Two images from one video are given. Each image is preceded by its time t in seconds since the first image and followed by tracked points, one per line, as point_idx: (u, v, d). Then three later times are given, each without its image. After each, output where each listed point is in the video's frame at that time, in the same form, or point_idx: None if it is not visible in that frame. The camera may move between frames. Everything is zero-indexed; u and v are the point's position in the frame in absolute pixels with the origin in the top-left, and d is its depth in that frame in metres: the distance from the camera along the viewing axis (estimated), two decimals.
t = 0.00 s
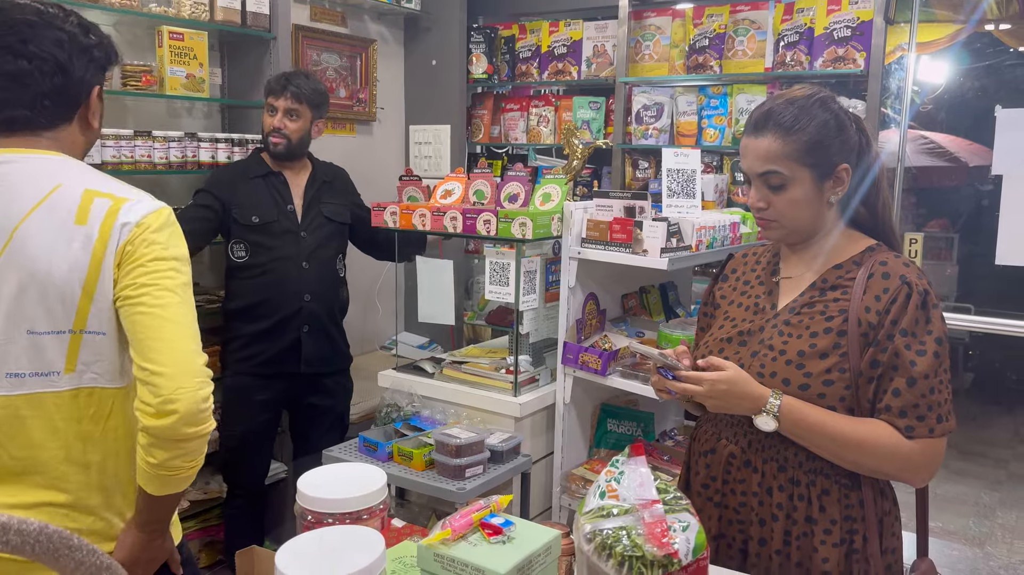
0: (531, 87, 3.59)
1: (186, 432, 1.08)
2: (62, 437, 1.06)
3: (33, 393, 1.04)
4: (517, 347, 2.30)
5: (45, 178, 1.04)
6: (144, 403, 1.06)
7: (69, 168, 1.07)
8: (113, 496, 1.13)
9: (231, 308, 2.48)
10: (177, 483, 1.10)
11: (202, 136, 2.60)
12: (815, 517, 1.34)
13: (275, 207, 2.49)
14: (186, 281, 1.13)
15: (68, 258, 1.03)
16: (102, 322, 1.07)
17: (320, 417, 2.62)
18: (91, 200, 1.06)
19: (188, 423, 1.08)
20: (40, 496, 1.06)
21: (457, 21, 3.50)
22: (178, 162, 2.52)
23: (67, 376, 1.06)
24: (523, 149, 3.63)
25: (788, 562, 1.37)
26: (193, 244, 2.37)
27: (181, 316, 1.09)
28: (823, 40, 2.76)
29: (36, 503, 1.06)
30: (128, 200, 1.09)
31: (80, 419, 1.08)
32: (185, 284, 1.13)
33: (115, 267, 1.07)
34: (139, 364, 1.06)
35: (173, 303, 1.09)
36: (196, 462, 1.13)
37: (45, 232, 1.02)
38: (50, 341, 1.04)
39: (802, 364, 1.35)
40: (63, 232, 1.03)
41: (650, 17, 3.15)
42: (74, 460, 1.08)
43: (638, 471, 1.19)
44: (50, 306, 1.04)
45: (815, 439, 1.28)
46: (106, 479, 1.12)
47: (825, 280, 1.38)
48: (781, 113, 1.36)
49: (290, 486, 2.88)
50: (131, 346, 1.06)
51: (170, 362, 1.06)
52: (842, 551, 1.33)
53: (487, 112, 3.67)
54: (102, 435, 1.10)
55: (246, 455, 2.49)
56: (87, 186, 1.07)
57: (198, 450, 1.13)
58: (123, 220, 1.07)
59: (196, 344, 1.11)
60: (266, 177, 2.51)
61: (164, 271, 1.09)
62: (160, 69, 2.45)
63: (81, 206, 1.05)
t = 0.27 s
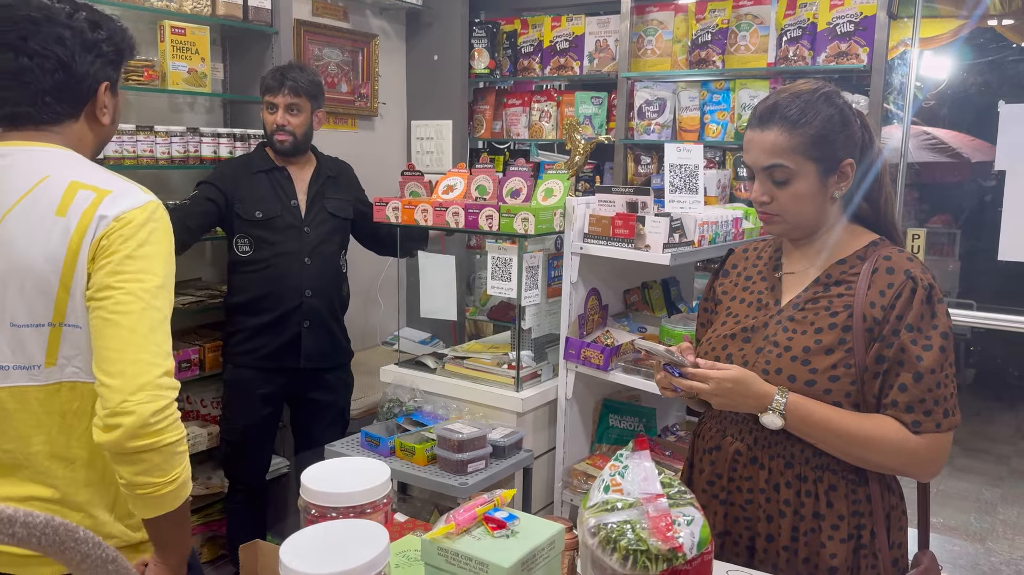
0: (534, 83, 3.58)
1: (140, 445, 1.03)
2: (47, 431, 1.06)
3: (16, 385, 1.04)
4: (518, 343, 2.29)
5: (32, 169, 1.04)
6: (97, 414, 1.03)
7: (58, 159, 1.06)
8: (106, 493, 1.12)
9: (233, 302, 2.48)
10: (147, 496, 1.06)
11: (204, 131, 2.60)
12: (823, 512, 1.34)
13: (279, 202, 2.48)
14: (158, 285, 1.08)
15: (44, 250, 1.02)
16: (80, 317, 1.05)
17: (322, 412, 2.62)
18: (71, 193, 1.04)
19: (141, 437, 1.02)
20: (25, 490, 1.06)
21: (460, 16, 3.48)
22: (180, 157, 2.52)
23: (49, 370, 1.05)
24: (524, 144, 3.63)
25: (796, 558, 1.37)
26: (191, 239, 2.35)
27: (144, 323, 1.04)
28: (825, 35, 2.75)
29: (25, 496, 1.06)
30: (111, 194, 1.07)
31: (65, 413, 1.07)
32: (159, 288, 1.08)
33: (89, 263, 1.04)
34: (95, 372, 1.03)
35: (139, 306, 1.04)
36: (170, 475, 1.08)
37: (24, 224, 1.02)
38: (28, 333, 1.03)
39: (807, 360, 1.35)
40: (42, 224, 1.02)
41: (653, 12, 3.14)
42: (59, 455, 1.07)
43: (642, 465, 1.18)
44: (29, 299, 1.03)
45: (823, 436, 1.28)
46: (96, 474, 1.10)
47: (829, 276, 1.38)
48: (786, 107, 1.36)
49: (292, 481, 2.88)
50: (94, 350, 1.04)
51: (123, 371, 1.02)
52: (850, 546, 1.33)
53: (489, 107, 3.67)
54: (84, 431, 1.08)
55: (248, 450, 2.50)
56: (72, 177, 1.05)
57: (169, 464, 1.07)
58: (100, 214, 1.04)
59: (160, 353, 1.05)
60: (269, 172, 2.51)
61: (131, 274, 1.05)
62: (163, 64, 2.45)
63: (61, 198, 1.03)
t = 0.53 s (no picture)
0: (536, 78, 3.57)
1: (126, 457, 1.03)
2: (48, 422, 1.06)
3: (19, 376, 1.05)
4: (519, 338, 2.29)
5: (37, 163, 1.04)
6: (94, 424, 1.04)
7: (62, 153, 1.05)
8: (110, 485, 1.12)
9: (238, 298, 2.47)
10: (139, 503, 1.06)
11: (206, 126, 2.60)
12: (838, 509, 1.35)
13: (283, 197, 2.49)
14: (154, 295, 1.07)
15: (40, 247, 1.02)
16: (75, 314, 1.04)
17: (325, 408, 2.62)
18: (69, 191, 1.03)
19: (126, 449, 1.03)
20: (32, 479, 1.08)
21: (462, 12, 3.49)
22: (182, 152, 2.52)
23: (48, 363, 1.05)
24: (526, 140, 3.62)
25: (812, 556, 1.37)
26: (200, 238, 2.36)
27: (137, 336, 1.04)
28: (828, 30, 2.75)
29: (30, 485, 1.07)
30: (109, 193, 1.05)
31: (64, 405, 1.07)
32: (155, 297, 1.07)
33: (84, 263, 1.03)
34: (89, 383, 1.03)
35: (130, 318, 1.03)
36: (163, 485, 1.07)
37: (23, 220, 1.02)
38: (26, 328, 1.04)
39: (819, 358, 1.34)
40: (41, 220, 1.02)
41: (655, 7, 3.13)
42: (61, 447, 1.07)
43: (643, 457, 1.17)
44: (27, 294, 1.03)
45: (840, 435, 1.28)
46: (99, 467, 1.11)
47: (837, 272, 1.38)
48: (793, 103, 1.36)
49: (294, 476, 2.88)
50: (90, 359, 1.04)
51: (112, 382, 1.03)
52: (866, 542, 1.34)
53: (491, 102, 3.66)
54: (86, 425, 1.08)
55: (250, 445, 2.50)
56: (71, 172, 1.04)
57: (161, 474, 1.07)
58: (96, 213, 1.03)
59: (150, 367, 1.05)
60: (272, 168, 2.51)
61: (125, 283, 1.03)
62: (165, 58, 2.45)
63: (59, 194, 1.02)
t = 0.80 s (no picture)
0: (537, 75, 3.58)
1: (154, 452, 1.04)
2: (68, 416, 1.07)
3: (40, 371, 1.05)
4: (521, 335, 2.30)
5: (56, 161, 1.05)
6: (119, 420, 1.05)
7: (81, 151, 1.06)
8: (129, 478, 1.12)
9: (242, 296, 2.48)
10: (165, 496, 1.08)
11: (207, 122, 2.60)
12: (842, 507, 1.34)
13: (287, 194, 2.49)
14: (177, 292, 1.08)
15: (62, 245, 1.02)
16: (93, 311, 1.05)
17: (327, 405, 2.63)
18: (90, 190, 1.03)
19: (153, 444, 1.04)
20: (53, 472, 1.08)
21: (463, 9, 3.49)
22: (183, 149, 2.53)
23: (68, 358, 1.06)
24: (528, 137, 3.62)
25: (817, 555, 1.37)
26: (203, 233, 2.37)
27: (161, 334, 1.05)
28: (830, 27, 2.74)
29: (51, 477, 1.08)
30: (129, 191, 1.05)
31: (84, 399, 1.07)
32: (177, 295, 1.08)
33: (105, 262, 1.04)
34: (114, 381, 1.04)
35: (154, 316, 1.04)
36: (188, 479, 1.09)
37: (44, 219, 1.03)
38: (48, 323, 1.04)
39: (822, 357, 1.34)
40: (62, 218, 1.03)
41: (656, 4, 3.13)
42: (81, 440, 1.08)
43: (642, 452, 1.18)
44: (47, 290, 1.04)
45: (844, 434, 1.27)
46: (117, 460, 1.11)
47: (839, 270, 1.38)
48: (797, 97, 1.35)
49: (296, 472, 2.89)
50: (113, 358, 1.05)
51: (138, 380, 1.04)
52: (870, 540, 1.34)
53: (492, 99, 3.66)
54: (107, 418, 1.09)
55: (252, 441, 2.51)
56: (90, 170, 1.05)
57: (187, 468, 1.08)
58: (117, 212, 1.03)
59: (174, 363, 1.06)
60: (276, 165, 2.51)
61: (148, 281, 1.04)
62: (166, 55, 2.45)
63: (79, 193, 1.03)
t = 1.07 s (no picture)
0: (538, 76, 3.58)
1: (192, 447, 1.07)
2: (92, 415, 1.08)
3: (63, 371, 1.06)
4: (523, 335, 2.30)
5: (76, 164, 1.05)
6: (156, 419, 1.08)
7: (99, 154, 1.07)
8: (153, 474, 1.13)
9: (247, 296, 2.49)
10: (204, 488, 1.11)
11: (210, 123, 2.60)
12: (830, 506, 1.35)
13: (295, 196, 2.49)
14: (204, 290, 1.09)
15: (86, 247, 1.03)
16: (118, 312, 1.06)
17: (329, 405, 2.63)
18: (113, 193, 1.04)
19: (191, 439, 1.07)
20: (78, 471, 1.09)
21: (464, 9, 3.49)
22: (186, 150, 2.53)
23: (92, 357, 1.06)
24: (529, 137, 3.63)
25: (806, 552, 1.38)
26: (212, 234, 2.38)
27: (192, 333, 1.07)
28: (831, 27, 2.75)
29: (74, 474, 1.08)
30: (151, 193, 1.06)
31: (106, 398, 1.08)
32: (204, 292, 1.10)
33: (131, 264, 1.05)
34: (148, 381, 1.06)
35: (184, 317, 1.06)
36: (227, 470, 1.12)
37: (69, 224, 1.03)
38: (72, 323, 1.05)
39: (809, 359, 1.34)
40: (86, 222, 1.03)
41: (657, 4, 3.13)
42: (104, 438, 1.09)
43: (643, 454, 1.18)
44: (71, 292, 1.04)
45: (834, 437, 1.28)
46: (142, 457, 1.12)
47: (826, 271, 1.37)
48: (796, 85, 1.40)
49: (299, 472, 2.90)
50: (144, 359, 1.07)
51: (173, 379, 1.06)
52: (859, 537, 1.34)
53: (494, 100, 3.66)
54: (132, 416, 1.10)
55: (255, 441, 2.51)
56: (110, 173, 1.05)
57: (225, 460, 1.12)
58: (140, 214, 1.04)
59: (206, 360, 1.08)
60: (284, 167, 2.52)
61: (177, 281, 1.06)
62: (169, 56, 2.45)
63: (102, 195, 1.04)
